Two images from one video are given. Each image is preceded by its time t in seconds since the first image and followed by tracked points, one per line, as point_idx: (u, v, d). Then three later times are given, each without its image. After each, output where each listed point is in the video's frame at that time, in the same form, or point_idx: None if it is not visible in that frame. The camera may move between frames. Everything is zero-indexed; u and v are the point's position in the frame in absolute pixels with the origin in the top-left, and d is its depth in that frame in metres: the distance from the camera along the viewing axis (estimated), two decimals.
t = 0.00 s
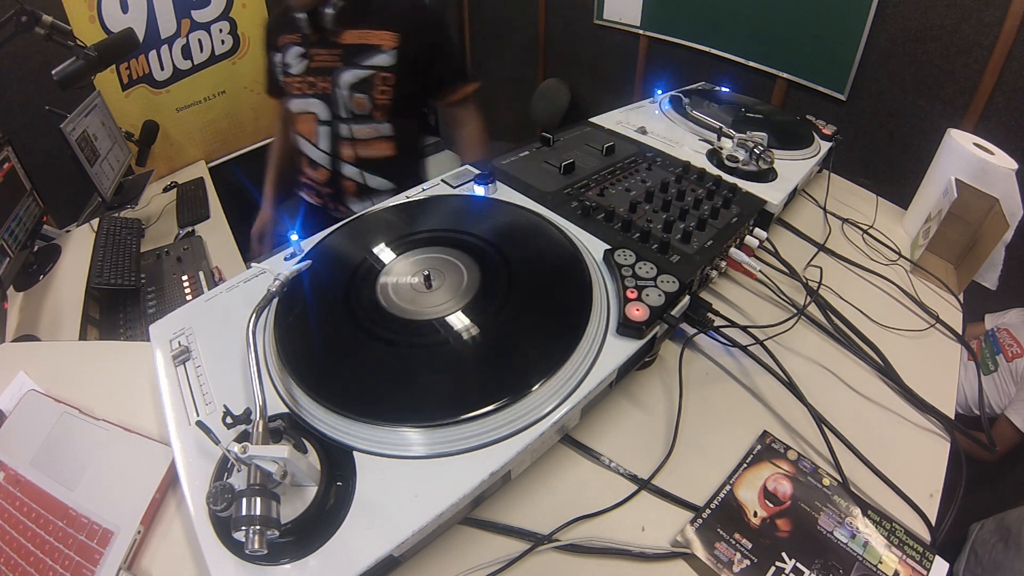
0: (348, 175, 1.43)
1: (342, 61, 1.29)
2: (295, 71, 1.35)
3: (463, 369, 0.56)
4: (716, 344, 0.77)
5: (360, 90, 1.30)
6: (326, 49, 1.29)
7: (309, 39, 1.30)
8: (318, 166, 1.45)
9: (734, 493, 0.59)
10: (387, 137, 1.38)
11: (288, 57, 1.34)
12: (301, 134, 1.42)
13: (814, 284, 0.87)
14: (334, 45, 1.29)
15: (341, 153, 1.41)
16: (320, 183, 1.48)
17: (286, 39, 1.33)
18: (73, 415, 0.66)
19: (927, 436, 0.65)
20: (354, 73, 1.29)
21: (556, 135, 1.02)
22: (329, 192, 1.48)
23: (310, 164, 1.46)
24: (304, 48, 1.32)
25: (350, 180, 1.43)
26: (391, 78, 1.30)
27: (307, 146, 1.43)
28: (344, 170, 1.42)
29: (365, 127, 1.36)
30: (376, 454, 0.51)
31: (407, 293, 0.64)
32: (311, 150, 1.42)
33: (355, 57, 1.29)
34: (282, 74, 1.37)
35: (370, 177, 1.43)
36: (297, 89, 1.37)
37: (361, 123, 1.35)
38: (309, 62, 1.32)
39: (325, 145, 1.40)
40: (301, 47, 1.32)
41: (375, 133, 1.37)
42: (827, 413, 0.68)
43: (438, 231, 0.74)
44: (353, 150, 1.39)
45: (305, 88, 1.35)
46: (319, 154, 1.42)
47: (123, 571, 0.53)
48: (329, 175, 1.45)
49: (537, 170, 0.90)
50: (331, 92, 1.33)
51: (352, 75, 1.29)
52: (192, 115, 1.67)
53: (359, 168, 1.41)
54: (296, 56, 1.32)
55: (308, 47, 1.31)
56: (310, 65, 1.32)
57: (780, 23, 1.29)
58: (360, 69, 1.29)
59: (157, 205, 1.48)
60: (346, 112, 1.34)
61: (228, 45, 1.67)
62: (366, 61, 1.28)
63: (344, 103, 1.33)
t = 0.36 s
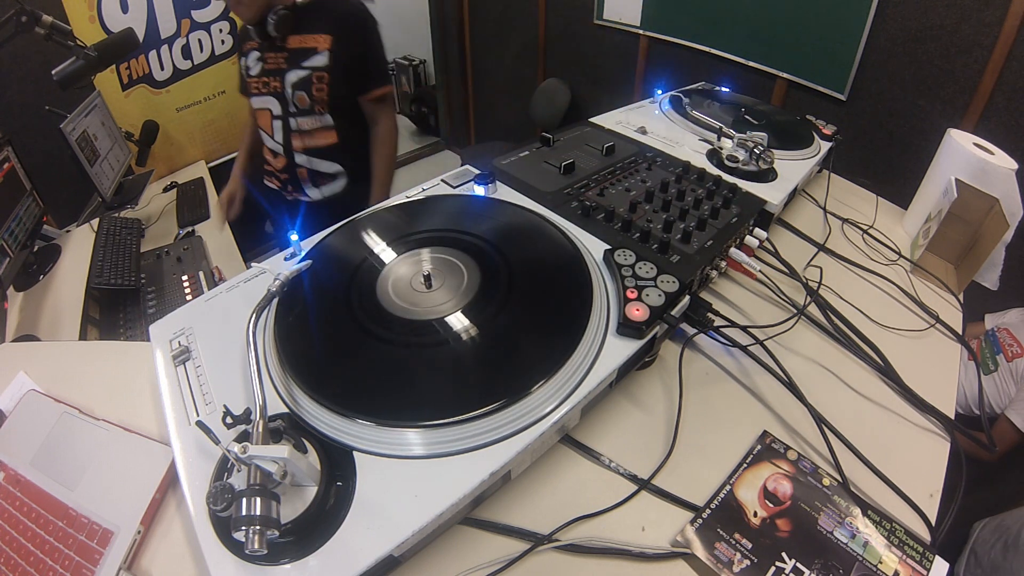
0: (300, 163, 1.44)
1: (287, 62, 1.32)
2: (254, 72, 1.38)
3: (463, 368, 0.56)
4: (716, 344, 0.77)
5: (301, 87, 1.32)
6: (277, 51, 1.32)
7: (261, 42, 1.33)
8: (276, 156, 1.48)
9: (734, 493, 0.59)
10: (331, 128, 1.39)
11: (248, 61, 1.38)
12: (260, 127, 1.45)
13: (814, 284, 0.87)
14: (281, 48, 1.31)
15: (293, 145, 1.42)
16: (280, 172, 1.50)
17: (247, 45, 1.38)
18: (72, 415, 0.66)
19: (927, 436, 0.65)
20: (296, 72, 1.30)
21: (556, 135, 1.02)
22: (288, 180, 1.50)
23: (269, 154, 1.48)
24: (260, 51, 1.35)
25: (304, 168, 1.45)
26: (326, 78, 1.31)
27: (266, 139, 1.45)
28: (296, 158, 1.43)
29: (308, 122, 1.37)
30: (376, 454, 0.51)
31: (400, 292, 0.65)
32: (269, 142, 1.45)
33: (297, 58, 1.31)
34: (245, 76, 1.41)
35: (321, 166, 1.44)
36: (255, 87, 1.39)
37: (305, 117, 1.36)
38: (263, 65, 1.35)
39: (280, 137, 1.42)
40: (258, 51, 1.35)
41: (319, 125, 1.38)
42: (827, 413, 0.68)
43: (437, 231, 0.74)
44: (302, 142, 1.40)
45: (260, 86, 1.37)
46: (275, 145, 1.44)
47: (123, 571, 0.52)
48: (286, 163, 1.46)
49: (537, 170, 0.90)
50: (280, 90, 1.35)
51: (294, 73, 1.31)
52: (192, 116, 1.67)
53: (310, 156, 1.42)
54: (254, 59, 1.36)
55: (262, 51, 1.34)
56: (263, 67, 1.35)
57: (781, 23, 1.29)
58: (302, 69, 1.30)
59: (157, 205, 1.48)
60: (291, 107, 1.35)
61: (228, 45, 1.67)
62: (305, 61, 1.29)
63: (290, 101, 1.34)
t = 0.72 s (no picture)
0: (290, 155, 1.43)
1: (270, 59, 1.30)
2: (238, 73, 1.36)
3: (463, 368, 0.56)
4: (716, 344, 0.77)
5: (288, 80, 1.31)
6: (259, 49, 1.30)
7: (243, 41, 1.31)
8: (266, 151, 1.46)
9: (734, 493, 0.59)
10: (318, 119, 1.39)
11: (232, 62, 1.36)
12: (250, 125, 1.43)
13: (814, 284, 0.87)
14: (262, 45, 1.30)
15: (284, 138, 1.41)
16: (271, 166, 1.48)
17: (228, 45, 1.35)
18: (73, 415, 0.66)
19: (926, 436, 0.65)
20: (281, 66, 1.30)
21: (556, 135, 1.02)
22: (280, 173, 1.48)
23: (259, 149, 1.46)
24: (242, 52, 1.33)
25: (293, 160, 1.44)
26: (311, 70, 1.31)
27: (255, 135, 1.43)
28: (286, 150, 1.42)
29: (296, 114, 1.36)
30: (376, 455, 0.51)
31: (401, 292, 0.65)
32: (259, 137, 1.43)
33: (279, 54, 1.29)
34: (228, 76, 1.39)
35: (311, 156, 1.43)
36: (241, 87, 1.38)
37: (292, 110, 1.36)
38: (247, 63, 1.33)
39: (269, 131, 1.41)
40: (240, 50, 1.33)
41: (307, 117, 1.37)
42: (827, 413, 0.68)
43: (437, 231, 0.74)
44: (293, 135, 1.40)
45: (247, 85, 1.36)
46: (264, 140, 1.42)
47: (123, 571, 0.52)
48: (276, 156, 1.45)
49: (537, 170, 0.90)
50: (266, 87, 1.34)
51: (278, 69, 1.30)
52: (192, 116, 1.67)
53: (299, 148, 1.41)
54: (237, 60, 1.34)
55: (244, 50, 1.33)
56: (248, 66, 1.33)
57: (780, 24, 1.29)
58: (287, 65, 1.30)
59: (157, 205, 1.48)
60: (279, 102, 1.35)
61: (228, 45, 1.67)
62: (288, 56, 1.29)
63: (278, 96, 1.33)
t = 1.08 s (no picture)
0: (294, 153, 1.40)
1: (271, 60, 1.26)
2: (233, 78, 1.28)
3: (463, 368, 0.56)
4: (716, 344, 0.77)
5: (289, 79, 1.29)
6: (257, 51, 1.24)
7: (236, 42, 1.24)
8: (265, 151, 1.41)
9: (734, 493, 0.59)
10: (317, 115, 1.39)
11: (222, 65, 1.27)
12: (250, 126, 1.36)
13: (814, 284, 0.86)
14: (259, 46, 1.24)
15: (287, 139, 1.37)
16: (273, 165, 1.43)
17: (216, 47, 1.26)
18: (73, 416, 0.66)
19: (926, 436, 0.65)
20: (281, 66, 1.27)
21: (556, 135, 1.02)
22: (282, 171, 1.44)
23: (258, 148, 1.41)
24: (236, 55, 1.25)
25: (296, 158, 1.41)
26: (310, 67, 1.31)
27: (254, 135, 1.38)
28: (289, 149, 1.38)
29: (298, 112, 1.34)
30: (376, 455, 0.51)
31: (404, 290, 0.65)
32: (260, 136, 1.38)
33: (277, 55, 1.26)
34: (219, 81, 1.30)
35: (314, 152, 1.42)
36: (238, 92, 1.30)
37: (293, 109, 1.33)
38: (241, 65, 1.26)
39: (271, 132, 1.36)
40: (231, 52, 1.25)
41: (307, 114, 1.36)
42: (827, 413, 0.68)
43: (438, 230, 0.74)
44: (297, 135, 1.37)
45: (245, 89, 1.29)
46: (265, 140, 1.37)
47: (123, 571, 0.52)
48: (278, 155, 1.40)
49: (537, 170, 0.90)
50: (267, 89, 1.29)
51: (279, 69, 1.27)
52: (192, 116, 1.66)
53: (302, 146, 1.39)
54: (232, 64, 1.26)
55: (236, 51, 1.25)
56: (246, 70, 1.26)
57: (780, 24, 1.30)
58: (289, 64, 1.27)
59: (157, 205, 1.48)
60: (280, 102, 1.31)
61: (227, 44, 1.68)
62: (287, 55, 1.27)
63: (280, 96, 1.30)
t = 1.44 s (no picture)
0: (300, 154, 1.41)
1: (277, 58, 1.28)
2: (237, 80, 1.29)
3: (462, 368, 0.56)
4: (716, 344, 0.77)
5: (296, 77, 1.31)
6: (262, 52, 1.27)
7: (241, 45, 1.26)
8: (270, 152, 1.42)
9: (734, 493, 0.59)
10: (324, 114, 1.40)
11: (225, 69, 1.29)
12: (254, 129, 1.37)
13: (814, 284, 0.86)
14: (264, 46, 1.26)
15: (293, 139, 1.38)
16: (278, 167, 1.44)
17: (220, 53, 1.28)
18: (73, 416, 0.66)
19: (926, 436, 0.65)
20: (288, 65, 1.29)
21: (556, 135, 1.02)
22: (287, 172, 1.45)
23: (262, 150, 1.42)
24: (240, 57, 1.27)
25: (302, 159, 1.42)
26: (318, 65, 1.33)
27: (260, 138, 1.39)
28: (295, 150, 1.40)
29: (304, 110, 1.35)
30: (375, 455, 0.51)
31: (403, 289, 0.65)
32: (264, 138, 1.38)
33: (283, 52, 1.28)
34: (223, 84, 1.31)
35: (321, 152, 1.43)
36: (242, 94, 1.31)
37: (300, 108, 1.35)
38: (247, 68, 1.28)
39: (277, 133, 1.37)
40: (235, 55, 1.27)
41: (314, 113, 1.38)
42: (827, 413, 0.68)
43: (437, 230, 0.74)
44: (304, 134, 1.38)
45: (250, 91, 1.31)
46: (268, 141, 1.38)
47: (123, 571, 0.52)
48: (284, 157, 1.41)
49: (537, 170, 0.90)
50: (273, 88, 1.30)
51: (286, 67, 1.29)
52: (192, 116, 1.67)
53: (308, 146, 1.40)
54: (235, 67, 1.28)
55: (241, 54, 1.27)
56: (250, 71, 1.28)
57: (780, 23, 1.30)
58: (295, 62, 1.29)
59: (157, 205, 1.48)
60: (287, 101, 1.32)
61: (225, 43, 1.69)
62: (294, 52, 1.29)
63: (287, 96, 1.32)
